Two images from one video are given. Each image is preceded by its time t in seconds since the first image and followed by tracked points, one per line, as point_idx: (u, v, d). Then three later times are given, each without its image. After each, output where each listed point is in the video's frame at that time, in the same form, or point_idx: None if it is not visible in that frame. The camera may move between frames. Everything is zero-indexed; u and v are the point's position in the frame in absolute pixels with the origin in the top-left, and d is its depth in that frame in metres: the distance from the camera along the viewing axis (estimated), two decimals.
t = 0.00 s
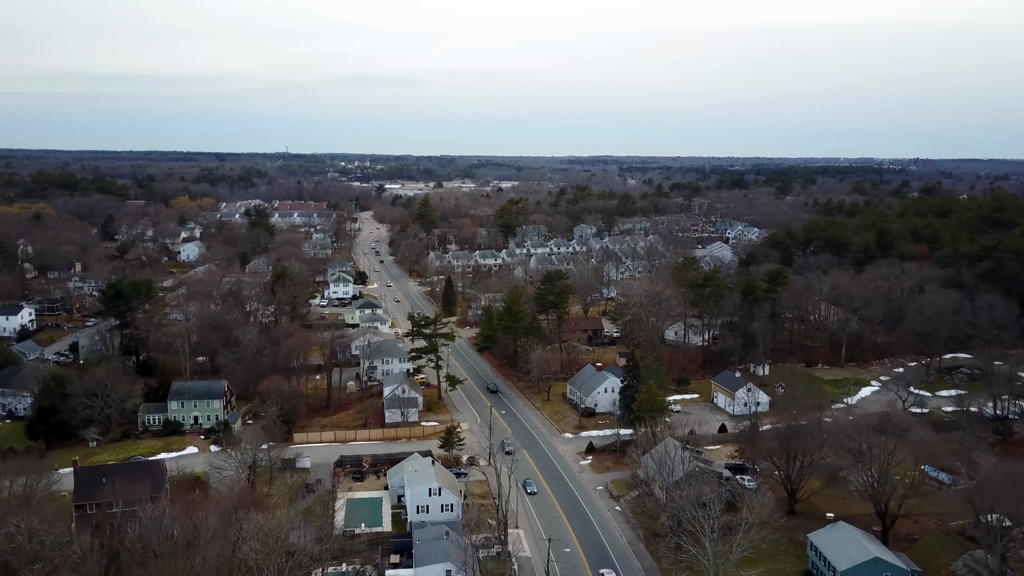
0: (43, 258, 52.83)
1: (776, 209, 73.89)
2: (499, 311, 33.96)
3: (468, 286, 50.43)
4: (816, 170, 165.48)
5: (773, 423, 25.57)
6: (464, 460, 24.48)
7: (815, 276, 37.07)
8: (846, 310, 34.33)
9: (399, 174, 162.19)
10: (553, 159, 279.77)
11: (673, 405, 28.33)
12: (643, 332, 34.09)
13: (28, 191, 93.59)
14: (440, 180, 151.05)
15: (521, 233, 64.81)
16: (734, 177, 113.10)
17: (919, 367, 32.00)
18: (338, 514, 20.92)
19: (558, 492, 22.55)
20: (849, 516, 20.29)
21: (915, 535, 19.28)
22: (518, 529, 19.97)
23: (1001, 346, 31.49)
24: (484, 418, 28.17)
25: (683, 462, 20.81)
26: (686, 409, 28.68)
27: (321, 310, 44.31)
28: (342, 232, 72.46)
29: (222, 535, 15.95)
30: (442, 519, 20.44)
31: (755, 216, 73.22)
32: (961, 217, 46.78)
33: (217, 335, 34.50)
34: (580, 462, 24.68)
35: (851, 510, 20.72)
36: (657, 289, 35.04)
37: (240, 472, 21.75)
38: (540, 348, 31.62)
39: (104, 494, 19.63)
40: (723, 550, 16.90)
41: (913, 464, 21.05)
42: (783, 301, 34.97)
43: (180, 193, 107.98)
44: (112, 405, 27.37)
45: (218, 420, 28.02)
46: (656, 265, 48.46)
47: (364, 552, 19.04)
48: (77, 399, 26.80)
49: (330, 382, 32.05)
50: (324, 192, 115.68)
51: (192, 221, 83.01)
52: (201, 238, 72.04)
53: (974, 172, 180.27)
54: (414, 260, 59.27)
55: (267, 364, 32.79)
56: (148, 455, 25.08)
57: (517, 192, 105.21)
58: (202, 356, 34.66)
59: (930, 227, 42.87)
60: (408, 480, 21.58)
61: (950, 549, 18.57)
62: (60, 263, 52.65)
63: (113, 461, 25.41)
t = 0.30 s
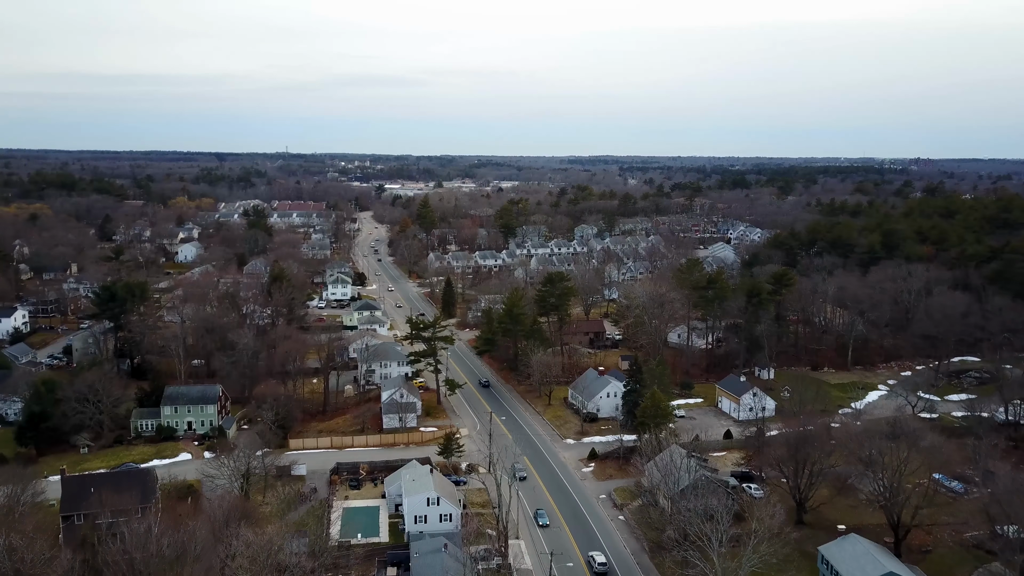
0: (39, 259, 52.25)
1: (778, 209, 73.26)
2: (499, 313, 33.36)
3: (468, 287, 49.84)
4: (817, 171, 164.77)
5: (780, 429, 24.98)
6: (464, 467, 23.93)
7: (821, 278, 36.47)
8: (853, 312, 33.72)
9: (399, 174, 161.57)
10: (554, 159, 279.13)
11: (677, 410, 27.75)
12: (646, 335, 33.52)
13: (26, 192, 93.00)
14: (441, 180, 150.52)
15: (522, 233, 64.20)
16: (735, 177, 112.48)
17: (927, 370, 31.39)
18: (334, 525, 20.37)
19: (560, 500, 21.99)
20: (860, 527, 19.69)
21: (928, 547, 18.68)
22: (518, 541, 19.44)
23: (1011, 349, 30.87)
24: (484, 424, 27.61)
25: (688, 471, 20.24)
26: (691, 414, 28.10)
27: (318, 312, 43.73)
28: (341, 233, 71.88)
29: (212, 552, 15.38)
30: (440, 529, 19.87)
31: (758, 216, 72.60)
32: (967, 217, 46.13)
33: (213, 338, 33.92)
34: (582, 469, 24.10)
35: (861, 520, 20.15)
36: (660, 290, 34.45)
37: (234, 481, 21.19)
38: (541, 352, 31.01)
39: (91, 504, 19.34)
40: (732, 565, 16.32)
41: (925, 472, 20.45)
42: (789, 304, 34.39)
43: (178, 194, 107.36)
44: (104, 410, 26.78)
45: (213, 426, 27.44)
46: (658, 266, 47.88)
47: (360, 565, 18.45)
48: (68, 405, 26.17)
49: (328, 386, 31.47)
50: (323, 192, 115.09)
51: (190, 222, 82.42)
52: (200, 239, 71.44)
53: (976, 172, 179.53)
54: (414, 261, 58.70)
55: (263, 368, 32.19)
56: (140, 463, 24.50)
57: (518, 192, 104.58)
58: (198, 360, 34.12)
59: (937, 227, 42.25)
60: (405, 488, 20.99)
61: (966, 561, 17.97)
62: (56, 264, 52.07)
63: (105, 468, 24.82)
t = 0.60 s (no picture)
0: (37, 261, 51.70)
1: (783, 210, 72.50)
2: (502, 317, 32.69)
3: (470, 289, 49.19)
4: (821, 171, 163.86)
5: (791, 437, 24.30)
6: (466, 476, 23.31)
7: (830, 280, 35.77)
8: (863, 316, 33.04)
9: (402, 174, 160.98)
10: (557, 159, 278.35)
11: (684, 417, 27.11)
12: (653, 339, 32.88)
13: (28, 193, 92.52)
14: (444, 180, 149.83)
15: (525, 234, 63.52)
16: (739, 177, 111.72)
17: (940, 376, 30.70)
18: (333, 537, 19.74)
19: (565, 511, 21.33)
20: (877, 540, 19.02)
21: (948, 562, 18.01)
22: (522, 553, 18.83)
23: None
24: (487, 431, 27.00)
25: (698, 481, 19.63)
26: (699, 421, 27.47)
27: (319, 315, 43.13)
28: (343, 233, 71.28)
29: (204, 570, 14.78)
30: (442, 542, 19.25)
31: (763, 217, 71.82)
32: (978, 218, 45.36)
33: (211, 342, 33.34)
34: (588, 478, 23.47)
35: (877, 532, 19.46)
36: (666, 293, 33.79)
37: (229, 492, 20.62)
38: (545, 356, 30.38)
39: (82, 516, 18.84)
40: None
41: (944, 483, 19.79)
42: (798, 307, 33.70)
43: (181, 194, 106.77)
44: (98, 416, 26.20)
45: (210, 432, 26.85)
46: (664, 268, 47.20)
47: None
48: (60, 411, 25.63)
49: (327, 390, 30.88)
50: (326, 192, 114.52)
51: (192, 223, 81.86)
52: (200, 240, 70.87)
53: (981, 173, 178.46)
54: (416, 262, 58.08)
55: (262, 372, 31.61)
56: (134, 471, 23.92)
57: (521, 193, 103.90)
58: (196, 364, 33.55)
59: (947, 228, 41.52)
60: (406, 499, 20.38)
61: None
62: (54, 266, 51.52)
63: (98, 476, 24.23)
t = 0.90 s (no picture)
0: (66, 262, 51.95)
1: (814, 212, 71.09)
2: (527, 321, 32.08)
3: (495, 291, 48.62)
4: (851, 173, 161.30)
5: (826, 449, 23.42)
6: (489, 485, 22.72)
7: (865, 286, 34.68)
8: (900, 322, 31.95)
9: (428, 175, 161.12)
10: (583, 161, 277.00)
11: (715, 426, 26.29)
12: (682, 344, 32.06)
13: (59, 194, 93.56)
14: (469, 181, 149.60)
15: (551, 236, 62.85)
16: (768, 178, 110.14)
17: (981, 386, 29.56)
18: (353, 548, 19.23)
19: (590, 523, 20.63)
20: (921, 561, 18.12)
21: None
22: (547, 567, 18.19)
23: None
24: (511, 438, 26.39)
25: (730, 495, 18.87)
26: (730, 430, 26.64)
27: (343, 317, 42.83)
28: (367, 235, 71.10)
29: None
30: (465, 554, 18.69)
31: (793, 219, 70.45)
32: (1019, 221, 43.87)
33: (234, 344, 33.09)
34: (615, 489, 22.77)
35: (921, 552, 18.56)
36: (696, 298, 32.94)
37: (248, 500, 20.22)
38: (571, 361, 29.71)
39: (98, 523, 18.44)
40: None
41: (992, 501, 18.86)
42: (832, 313, 32.70)
43: (208, 195, 107.43)
44: (119, 419, 25.97)
45: (231, 436, 26.53)
46: (692, 272, 46.26)
47: None
48: (82, 414, 25.47)
49: (350, 394, 30.46)
50: (352, 193, 114.70)
51: (219, 223, 82.18)
52: (226, 240, 71.02)
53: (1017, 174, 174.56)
54: (440, 264, 57.65)
55: (284, 376, 31.29)
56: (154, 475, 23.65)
57: (546, 194, 103.20)
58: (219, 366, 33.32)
59: (987, 231, 40.19)
60: (428, 509, 19.83)
61: None
62: (82, 266, 51.73)
63: (118, 480, 23.97)
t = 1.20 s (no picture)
0: (100, 262, 52.35)
1: (854, 215, 69.29)
2: (558, 326, 31.34)
3: (526, 294, 47.91)
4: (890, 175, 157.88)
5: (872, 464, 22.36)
6: (518, 496, 22.04)
7: (910, 292, 33.33)
8: (948, 331, 30.62)
9: (460, 176, 161.04)
10: (615, 162, 275.18)
11: (753, 437, 25.34)
12: (718, 351, 31.09)
13: (97, 194, 94.91)
14: (501, 182, 149.19)
15: (583, 238, 61.97)
16: (805, 180, 108.02)
17: None
18: (378, 560, 18.68)
19: (623, 538, 19.83)
20: None
21: None
22: None
23: None
24: (541, 447, 25.69)
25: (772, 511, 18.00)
26: (768, 441, 25.68)
27: (372, 319, 42.46)
28: (399, 236, 70.85)
29: None
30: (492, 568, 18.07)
31: (832, 222, 68.73)
32: None
33: (262, 346, 32.83)
34: (649, 502, 21.96)
35: None
36: (733, 304, 31.93)
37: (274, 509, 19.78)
38: (603, 368, 28.93)
39: (118, 529, 18.20)
40: None
41: None
42: (875, 320, 31.48)
43: (243, 195, 108.31)
44: (147, 422, 25.79)
45: (257, 440, 26.20)
46: (728, 277, 45.12)
47: None
48: (109, 415, 25.35)
49: (377, 398, 30.00)
50: (384, 194, 114.78)
51: (252, 224, 82.59)
52: (259, 241, 71.25)
53: None
54: (471, 266, 57.13)
55: (312, 379, 30.92)
56: (180, 480, 23.37)
57: (579, 195, 102.27)
58: (249, 368, 33.12)
59: None
60: (455, 520, 19.21)
61: None
62: (116, 266, 52.11)
63: (144, 484, 23.75)
